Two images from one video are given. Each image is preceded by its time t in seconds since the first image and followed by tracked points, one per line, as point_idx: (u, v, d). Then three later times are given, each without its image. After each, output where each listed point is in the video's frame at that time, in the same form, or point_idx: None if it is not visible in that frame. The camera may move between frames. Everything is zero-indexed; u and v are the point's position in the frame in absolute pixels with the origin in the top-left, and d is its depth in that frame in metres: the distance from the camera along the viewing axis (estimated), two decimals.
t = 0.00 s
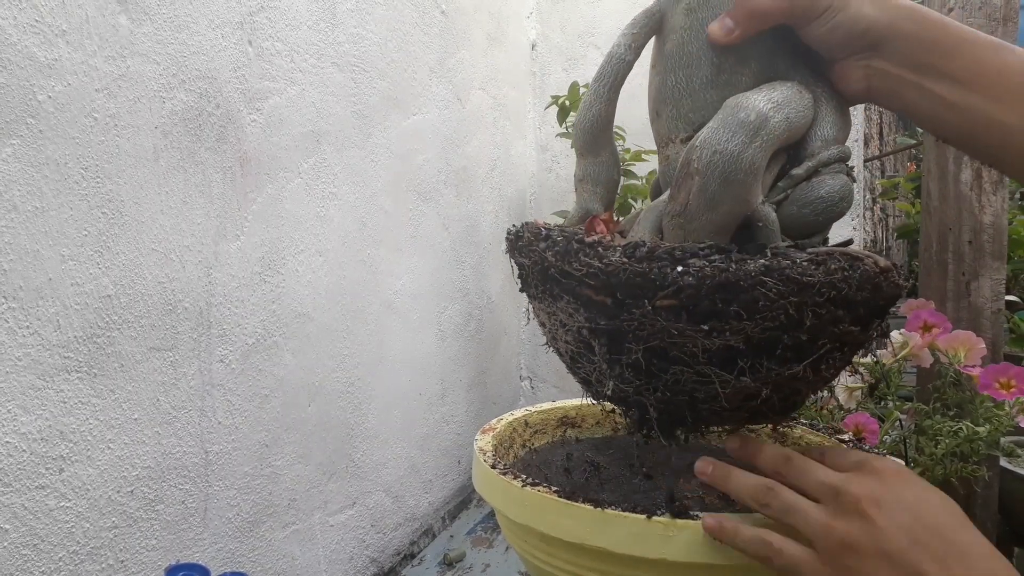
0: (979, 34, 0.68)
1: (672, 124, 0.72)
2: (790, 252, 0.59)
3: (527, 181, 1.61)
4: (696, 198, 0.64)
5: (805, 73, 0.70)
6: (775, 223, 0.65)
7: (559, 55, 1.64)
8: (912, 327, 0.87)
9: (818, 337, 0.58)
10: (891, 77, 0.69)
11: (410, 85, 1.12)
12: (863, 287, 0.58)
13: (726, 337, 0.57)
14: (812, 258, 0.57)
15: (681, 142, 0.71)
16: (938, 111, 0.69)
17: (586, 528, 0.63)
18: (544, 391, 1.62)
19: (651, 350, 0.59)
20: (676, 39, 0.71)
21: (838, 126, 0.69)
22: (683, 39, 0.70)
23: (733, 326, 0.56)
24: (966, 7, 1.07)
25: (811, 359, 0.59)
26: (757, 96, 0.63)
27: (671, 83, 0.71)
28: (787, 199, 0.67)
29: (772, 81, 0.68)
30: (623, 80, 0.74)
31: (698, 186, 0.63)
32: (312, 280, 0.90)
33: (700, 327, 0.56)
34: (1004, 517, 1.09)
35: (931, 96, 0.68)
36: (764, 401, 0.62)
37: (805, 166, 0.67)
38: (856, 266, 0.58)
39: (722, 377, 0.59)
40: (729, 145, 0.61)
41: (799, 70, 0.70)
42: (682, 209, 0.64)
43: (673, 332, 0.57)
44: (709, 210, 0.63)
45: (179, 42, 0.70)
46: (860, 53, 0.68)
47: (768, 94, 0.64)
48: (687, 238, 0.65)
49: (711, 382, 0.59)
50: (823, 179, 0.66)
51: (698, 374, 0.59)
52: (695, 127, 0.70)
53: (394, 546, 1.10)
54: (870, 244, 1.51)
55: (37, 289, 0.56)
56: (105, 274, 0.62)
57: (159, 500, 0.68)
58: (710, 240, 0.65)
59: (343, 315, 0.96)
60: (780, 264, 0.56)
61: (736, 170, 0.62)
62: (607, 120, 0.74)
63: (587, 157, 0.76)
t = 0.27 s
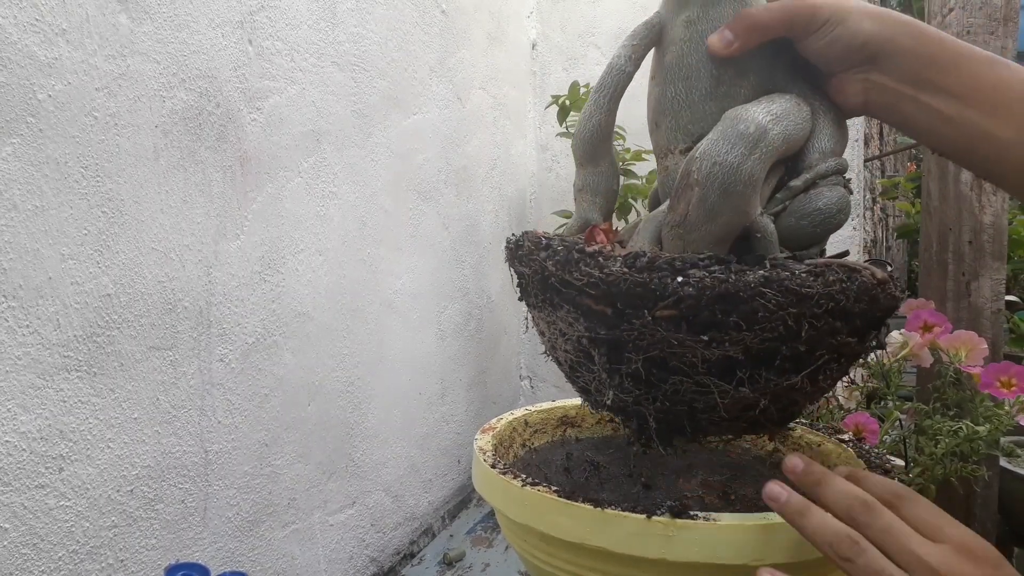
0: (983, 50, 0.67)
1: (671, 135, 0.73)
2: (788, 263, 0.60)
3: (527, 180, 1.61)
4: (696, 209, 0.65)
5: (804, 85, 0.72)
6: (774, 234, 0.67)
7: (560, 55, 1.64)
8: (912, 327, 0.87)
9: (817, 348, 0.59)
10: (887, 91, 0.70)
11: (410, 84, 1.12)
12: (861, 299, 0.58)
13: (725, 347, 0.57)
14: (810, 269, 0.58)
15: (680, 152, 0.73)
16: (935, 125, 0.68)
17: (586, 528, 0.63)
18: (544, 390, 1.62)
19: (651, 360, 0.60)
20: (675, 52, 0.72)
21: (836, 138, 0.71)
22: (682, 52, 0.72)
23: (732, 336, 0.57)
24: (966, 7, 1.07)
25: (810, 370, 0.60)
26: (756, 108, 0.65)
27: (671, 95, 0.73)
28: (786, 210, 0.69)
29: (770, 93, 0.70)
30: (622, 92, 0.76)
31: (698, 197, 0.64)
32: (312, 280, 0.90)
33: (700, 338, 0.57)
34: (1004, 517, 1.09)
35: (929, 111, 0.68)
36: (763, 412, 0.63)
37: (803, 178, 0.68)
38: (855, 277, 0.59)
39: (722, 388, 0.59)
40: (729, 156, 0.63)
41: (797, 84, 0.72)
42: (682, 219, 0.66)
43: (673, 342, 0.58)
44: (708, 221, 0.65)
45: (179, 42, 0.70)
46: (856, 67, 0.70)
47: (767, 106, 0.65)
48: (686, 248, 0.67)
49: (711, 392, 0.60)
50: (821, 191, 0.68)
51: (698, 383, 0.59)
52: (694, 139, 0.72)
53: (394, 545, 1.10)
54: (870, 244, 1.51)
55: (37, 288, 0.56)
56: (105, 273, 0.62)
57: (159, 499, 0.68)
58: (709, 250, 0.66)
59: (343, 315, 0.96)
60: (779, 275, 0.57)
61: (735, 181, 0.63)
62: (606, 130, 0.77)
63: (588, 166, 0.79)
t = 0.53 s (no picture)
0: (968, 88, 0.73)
1: (671, 175, 0.77)
2: (784, 305, 0.63)
3: (527, 181, 1.61)
4: (692, 250, 0.67)
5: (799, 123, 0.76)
6: (770, 272, 0.69)
7: (559, 55, 1.66)
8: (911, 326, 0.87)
9: (813, 386, 0.61)
10: (882, 131, 0.74)
11: (410, 84, 1.12)
12: (855, 336, 0.61)
13: (723, 386, 0.59)
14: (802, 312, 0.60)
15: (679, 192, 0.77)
16: (932, 163, 0.73)
17: (585, 529, 0.63)
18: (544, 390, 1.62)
19: (652, 399, 0.62)
20: (673, 95, 0.76)
21: (831, 177, 0.75)
22: (680, 95, 0.76)
23: (729, 375, 0.59)
24: (966, 8, 1.07)
25: (806, 407, 0.62)
26: (749, 153, 0.67)
27: (670, 136, 0.76)
28: (782, 249, 0.72)
29: (766, 134, 0.74)
30: (621, 133, 0.78)
31: (694, 239, 0.67)
32: (312, 280, 0.90)
33: (698, 377, 0.59)
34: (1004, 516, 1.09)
35: (927, 150, 0.73)
36: (762, 446, 0.65)
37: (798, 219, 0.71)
38: (848, 316, 0.61)
39: (721, 425, 0.61)
40: (724, 200, 0.65)
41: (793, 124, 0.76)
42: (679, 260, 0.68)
43: (672, 382, 0.59)
44: (705, 262, 0.67)
45: (179, 42, 0.70)
46: (853, 108, 0.74)
47: (760, 150, 0.68)
48: (684, 288, 0.69)
49: (710, 429, 0.62)
50: (815, 231, 0.71)
51: (697, 422, 0.62)
52: (692, 178, 0.76)
53: (394, 546, 1.10)
54: (870, 244, 1.51)
55: (37, 289, 0.56)
56: (105, 274, 0.62)
57: (159, 500, 0.68)
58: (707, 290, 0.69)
59: (343, 315, 0.96)
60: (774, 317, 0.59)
61: (730, 224, 0.65)
62: (607, 171, 0.78)
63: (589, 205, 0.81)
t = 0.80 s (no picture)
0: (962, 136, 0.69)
1: (664, 227, 0.79)
2: (774, 361, 0.64)
3: (527, 181, 1.61)
4: (684, 306, 0.69)
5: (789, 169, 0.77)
6: (761, 325, 0.70)
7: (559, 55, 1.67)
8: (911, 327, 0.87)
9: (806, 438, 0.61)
10: (870, 180, 0.71)
11: (410, 85, 1.12)
12: (844, 389, 0.61)
13: (716, 442, 0.60)
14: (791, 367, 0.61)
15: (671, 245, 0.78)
16: (922, 214, 0.69)
17: (585, 528, 0.63)
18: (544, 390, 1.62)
19: (649, 453, 0.63)
20: (663, 152, 0.78)
21: (820, 226, 0.75)
22: (670, 152, 0.78)
23: (722, 431, 0.59)
24: (966, 8, 1.07)
25: (801, 458, 0.62)
26: (737, 211, 0.69)
27: (662, 190, 0.78)
28: (773, 299, 0.73)
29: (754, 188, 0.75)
30: (615, 189, 0.80)
31: (685, 295, 0.68)
32: (312, 280, 0.90)
33: (691, 433, 0.60)
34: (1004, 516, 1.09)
35: (916, 200, 0.70)
36: (761, 496, 0.65)
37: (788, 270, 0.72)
38: (837, 369, 0.62)
39: (717, 479, 0.62)
40: (713, 258, 0.67)
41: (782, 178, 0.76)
42: (672, 316, 0.70)
43: (666, 439, 0.61)
44: (696, 318, 0.69)
45: (179, 42, 0.70)
46: (836, 158, 0.72)
47: (748, 207, 0.69)
48: (678, 344, 0.70)
49: (707, 482, 0.63)
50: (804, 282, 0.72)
51: (694, 475, 0.62)
52: (684, 232, 0.77)
53: (394, 545, 1.10)
54: (869, 244, 1.52)
55: (37, 289, 0.56)
56: (106, 273, 0.62)
57: (160, 499, 0.68)
58: (700, 345, 0.70)
59: (343, 315, 0.96)
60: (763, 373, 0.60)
61: (719, 281, 0.67)
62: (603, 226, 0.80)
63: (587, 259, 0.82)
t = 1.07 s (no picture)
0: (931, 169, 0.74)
1: (652, 261, 0.79)
2: (761, 397, 0.64)
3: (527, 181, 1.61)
4: (672, 342, 0.68)
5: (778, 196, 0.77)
6: (749, 359, 0.69)
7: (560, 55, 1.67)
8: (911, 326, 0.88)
9: (792, 471, 0.63)
10: (855, 214, 0.74)
11: (410, 85, 1.12)
12: (830, 424, 0.61)
13: (705, 477, 0.61)
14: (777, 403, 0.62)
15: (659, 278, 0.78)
16: (908, 244, 0.74)
17: (585, 528, 0.63)
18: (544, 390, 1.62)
19: (640, 488, 0.64)
20: (650, 187, 0.78)
21: (806, 259, 0.75)
22: (656, 188, 0.77)
23: (710, 467, 0.61)
24: (966, 8, 1.07)
25: (789, 491, 0.64)
26: (723, 247, 0.69)
27: (649, 225, 0.78)
28: (760, 333, 0.72)
29: (741, 223, 0.74)
30: (605, 226, 0.80)
31: (672, 332, 0.68)
32: (312, 280, 0.90)
33: (679, 470, 0.61)
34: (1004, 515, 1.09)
35: (900, 231, 0.74)
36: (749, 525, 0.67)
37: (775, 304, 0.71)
38: (823, 405, 0.62)
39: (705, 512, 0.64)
40: (699, 295, 0.67)
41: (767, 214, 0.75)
42: (659, 351, 0.69)
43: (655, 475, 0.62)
44: (684, 353, 0.68)
45: (179, 42, 0.70)
46: (826, 194, 0.74)
47: (733, 243, 0.69)
48: (666, 379, 0.70)
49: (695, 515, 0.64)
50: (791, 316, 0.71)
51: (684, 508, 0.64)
52: (672, 265, 0.77)
53: (394, 545, 1.10)
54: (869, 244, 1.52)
55: (38, 288, 0.56)
56: (106, 273, 0.62)
57: (160, 499, 0.68)
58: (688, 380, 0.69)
59: (343, 316, 0.96)
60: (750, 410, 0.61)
61: (706, 317, 0.66)
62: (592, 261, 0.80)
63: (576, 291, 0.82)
